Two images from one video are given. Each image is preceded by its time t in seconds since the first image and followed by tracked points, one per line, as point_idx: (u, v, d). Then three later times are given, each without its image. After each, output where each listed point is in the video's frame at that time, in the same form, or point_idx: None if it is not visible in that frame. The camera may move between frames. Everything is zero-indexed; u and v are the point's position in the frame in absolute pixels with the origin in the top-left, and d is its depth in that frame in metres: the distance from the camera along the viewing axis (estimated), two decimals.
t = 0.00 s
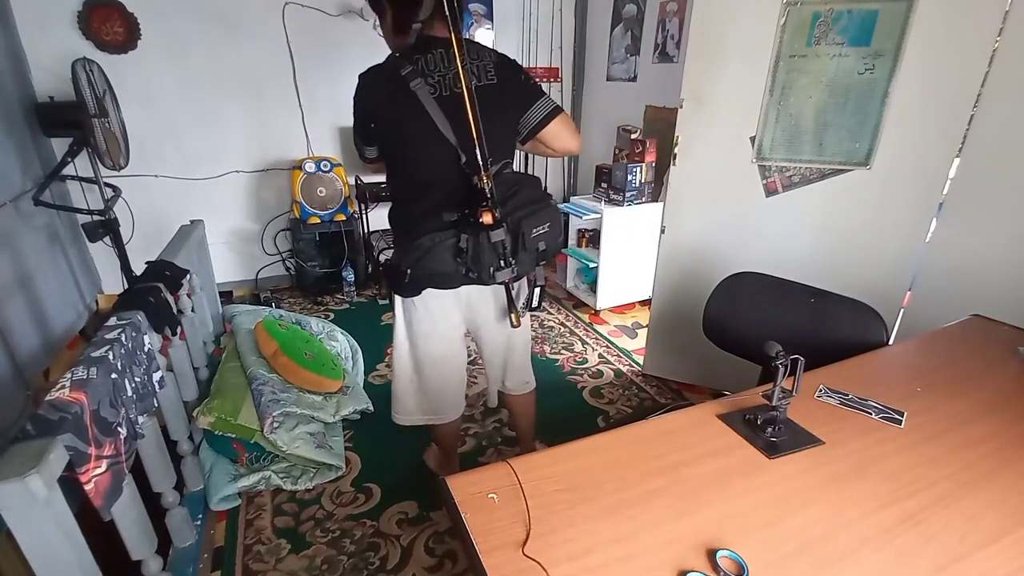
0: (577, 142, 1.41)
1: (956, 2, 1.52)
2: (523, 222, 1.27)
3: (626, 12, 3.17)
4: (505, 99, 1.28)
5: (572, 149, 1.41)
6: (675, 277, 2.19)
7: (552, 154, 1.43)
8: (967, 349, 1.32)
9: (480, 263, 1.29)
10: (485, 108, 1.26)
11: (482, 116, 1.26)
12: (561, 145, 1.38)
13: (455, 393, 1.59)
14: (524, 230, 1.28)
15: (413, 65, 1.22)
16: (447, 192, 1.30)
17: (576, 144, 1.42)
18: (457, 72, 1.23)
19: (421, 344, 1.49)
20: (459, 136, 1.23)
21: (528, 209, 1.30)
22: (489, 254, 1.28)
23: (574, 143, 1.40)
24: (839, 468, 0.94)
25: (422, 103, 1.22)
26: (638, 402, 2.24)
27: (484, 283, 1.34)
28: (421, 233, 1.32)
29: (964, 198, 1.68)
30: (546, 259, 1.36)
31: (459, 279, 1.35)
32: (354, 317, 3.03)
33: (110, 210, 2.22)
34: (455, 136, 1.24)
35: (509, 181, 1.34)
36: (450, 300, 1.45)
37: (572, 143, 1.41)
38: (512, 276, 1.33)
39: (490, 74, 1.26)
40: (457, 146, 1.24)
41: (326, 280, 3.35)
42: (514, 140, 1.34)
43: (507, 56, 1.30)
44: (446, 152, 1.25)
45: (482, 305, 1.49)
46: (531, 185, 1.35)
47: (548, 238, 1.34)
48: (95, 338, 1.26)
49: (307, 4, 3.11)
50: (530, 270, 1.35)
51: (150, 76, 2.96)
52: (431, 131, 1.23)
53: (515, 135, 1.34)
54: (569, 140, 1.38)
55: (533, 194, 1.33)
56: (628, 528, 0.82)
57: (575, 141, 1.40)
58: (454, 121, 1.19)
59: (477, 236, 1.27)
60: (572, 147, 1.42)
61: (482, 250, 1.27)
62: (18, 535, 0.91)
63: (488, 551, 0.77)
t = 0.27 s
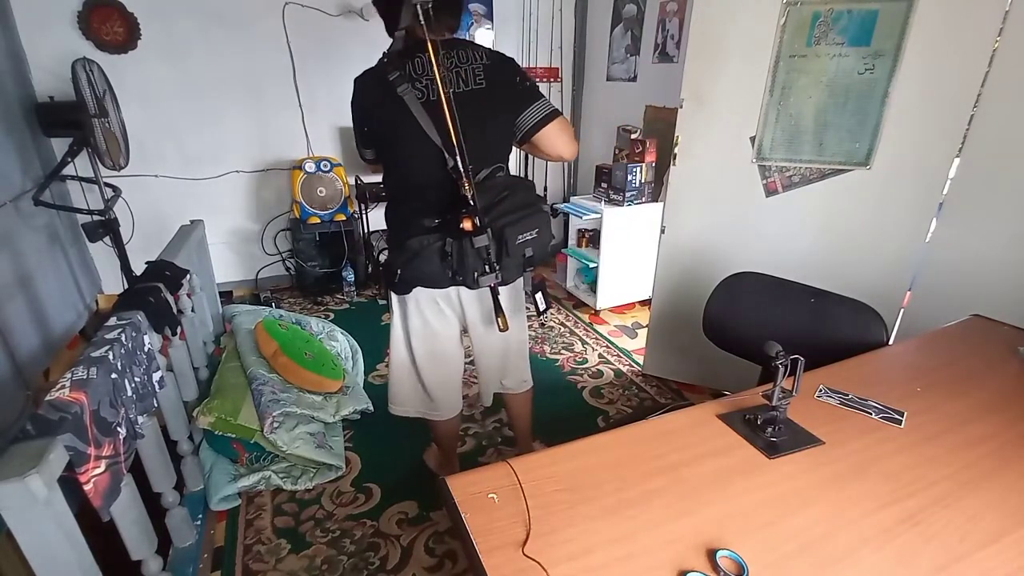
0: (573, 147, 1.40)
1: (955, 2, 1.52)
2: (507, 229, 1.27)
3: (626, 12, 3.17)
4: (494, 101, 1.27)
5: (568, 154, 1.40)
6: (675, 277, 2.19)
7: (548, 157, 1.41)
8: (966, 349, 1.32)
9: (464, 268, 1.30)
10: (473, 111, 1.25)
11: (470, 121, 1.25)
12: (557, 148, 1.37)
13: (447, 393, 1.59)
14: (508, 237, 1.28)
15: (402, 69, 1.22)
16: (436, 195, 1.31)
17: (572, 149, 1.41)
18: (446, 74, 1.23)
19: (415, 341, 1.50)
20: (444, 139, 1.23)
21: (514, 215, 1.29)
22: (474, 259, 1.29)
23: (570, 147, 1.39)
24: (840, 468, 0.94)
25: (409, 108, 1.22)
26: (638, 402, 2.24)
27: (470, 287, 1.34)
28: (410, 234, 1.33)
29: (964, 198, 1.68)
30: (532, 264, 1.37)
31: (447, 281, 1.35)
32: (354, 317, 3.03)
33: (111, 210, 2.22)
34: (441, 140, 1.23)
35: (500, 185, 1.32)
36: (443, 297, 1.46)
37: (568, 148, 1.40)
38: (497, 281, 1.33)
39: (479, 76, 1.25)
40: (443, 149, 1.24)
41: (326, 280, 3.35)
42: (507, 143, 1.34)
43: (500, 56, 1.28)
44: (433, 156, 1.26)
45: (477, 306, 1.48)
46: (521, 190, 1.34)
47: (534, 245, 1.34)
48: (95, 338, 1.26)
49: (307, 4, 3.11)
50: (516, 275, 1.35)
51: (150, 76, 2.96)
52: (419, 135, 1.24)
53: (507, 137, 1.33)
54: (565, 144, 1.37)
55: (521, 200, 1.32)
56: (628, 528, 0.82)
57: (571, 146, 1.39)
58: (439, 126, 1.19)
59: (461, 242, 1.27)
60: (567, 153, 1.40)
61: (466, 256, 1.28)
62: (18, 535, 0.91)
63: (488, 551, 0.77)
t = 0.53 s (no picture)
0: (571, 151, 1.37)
1: (955, 2, 1.52)
2: (497, 228, 1.26)
3: (626, 12, 3.17)
4: (488, 101, 1.25)
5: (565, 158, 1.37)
6: (675, 277, 2.19)
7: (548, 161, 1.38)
8: (966, 348, 1.32)
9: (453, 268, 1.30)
10: (466, 111, 1.24)
11: (461, 119, 1.24)
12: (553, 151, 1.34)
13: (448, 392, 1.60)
14: (497, 237, 1.27)
15: (396, 69, 1.23)
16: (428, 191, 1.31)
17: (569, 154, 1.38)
18: (438, 73, 1.22)
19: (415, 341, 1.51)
20: (433, 140, 1.22)
21: (505, 215, 1.28)
22: (466, 258, 1.28)
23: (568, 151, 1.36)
24: (840, 468, 0.94)
25: (402, 108, 1.22)
26: (638, 402, 2.24)
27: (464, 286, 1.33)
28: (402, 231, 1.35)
29: (964, 198, 1.68)
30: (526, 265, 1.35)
31: (441, 280, 1.36)
32: (354, 317, 3.03)
33: (111, 210, 2.22)
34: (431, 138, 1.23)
35: (494, 184, 1.30)
36: (443, 297, 1.47)
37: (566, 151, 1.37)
38: (490, 280, 1.32)
39: (473, 75, 1.23)
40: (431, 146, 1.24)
41: (326, 280, 3.34)
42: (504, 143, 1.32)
43: (497, 56, 1.26)
44: (424, 156, 1.26)
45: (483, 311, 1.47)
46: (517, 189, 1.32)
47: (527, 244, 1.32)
48: (95, 338, 1.26)
49: (307, 4, 3.11)
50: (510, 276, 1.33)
51: (150, 77, 2.96)
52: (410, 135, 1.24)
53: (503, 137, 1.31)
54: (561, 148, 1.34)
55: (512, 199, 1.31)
56: (628, 528, 0.82)
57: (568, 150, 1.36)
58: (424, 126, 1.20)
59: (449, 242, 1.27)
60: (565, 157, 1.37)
61: (457, 255, 1.27)
62: (17, 535, 0.91)
63: (488, 551, 0.77)
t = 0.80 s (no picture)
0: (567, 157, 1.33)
1: (956, 2, 1.52)
2: (476, 235, 1.25)
3: (626, 12, 3.17)
4: (477, 105, 1.22)
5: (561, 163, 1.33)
6: (675, 277, 2.19)
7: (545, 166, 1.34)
8: (966, 348, 1.32)
9: (434, 271, 1.31)
10: (452, 114, 1.22)
11: (449, 122, 1.23)
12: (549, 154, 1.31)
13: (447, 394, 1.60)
14: (476, 244, 1.26)
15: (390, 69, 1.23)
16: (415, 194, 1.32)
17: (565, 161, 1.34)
18: (427, 75, 1.22)
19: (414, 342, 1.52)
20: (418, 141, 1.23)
21: (486, 221, 1.27)
22: (446, 263, 1.29)
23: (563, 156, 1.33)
24: (840, 468, 0.94)
25: (392, 109, 1.24)
26: (638, 402, 2.24)
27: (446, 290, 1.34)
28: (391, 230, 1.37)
29: (964, 198, 1.68)
30: (508, 274, 1.32)
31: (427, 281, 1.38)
32: (354, 317, 3.03)
33: (111, 210, 2.22)
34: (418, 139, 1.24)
35: (482, 188, 1.28)
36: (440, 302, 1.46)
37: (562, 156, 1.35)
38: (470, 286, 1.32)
39: (461, 78, 1.21)
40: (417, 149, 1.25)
41: (326, 280, 3.34)
42: (499, 146, 1.30)
43: (491, 57, 1.23)
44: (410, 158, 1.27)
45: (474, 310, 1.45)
46: (505, 193, 1.30)
47: (510, 252, 1.30)
48: (95, 338, 1.26)
49: (307, 4, 3.12)
50: (490, 284, 1.31)
51: (150, 77, 2.96)
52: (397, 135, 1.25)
53: (497, 141, 1.28)
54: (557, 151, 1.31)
55: (498, 206, 1.29)
56: (628, 528, 0.82)
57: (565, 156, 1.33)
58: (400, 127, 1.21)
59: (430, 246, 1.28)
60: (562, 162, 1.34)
61: (438, 259, 1.28)
62: (17, 535, 0.91)
63: (488, 551, 0.77)
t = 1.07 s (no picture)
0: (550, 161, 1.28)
1: (955, 2, 1.52)
2: (446, 238, 1.26)
3: (626, 12, 3.17)
4: (454, 105, 1.20)
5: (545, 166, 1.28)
6: (675, 277, 2.19)
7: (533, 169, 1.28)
8: (965, 348, 1.32)
9: (410, 271, 1.34)
10: (429, 115, 1.22)
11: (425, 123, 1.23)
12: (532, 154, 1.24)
13: (447, 393, 1.60)
14: (446, 247, 1.27)
15: (377, 72, 1.26)
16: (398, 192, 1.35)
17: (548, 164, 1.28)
18: (409, 75, 1.22)
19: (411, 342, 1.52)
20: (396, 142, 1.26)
21: (458, 224, 1.27)
22: (420, 264, 1.31)
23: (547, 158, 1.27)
24: (840, 468, 0.94)
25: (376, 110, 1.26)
26: (638, 402, 2.24)
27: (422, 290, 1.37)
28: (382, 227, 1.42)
29: (964, 198, 1.68)
30: (481, 279, 1.33)
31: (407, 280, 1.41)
32: (354, 317, 3.03)
33: (110, 210, 2.22)
34: (398, 139, 1.26)
35: (461, 190, 1.28)
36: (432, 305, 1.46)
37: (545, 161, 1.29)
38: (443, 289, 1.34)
39: (439, 78, 1.19)
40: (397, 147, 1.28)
41: (326, 280, 3.34)
42: (483, 147, 1.26)
43: (473, 56, 1.20)
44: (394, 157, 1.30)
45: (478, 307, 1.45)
46: (484, 196, 1.29)
47: (481, 256, 1.31)
48: (95, 338, 1.26)
49: (307, 4, 3.12)
50: (462, 287, 1.32)
51: (150, 77, 2.96)
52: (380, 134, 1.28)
53: (479, 142, 1.25)
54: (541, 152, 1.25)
55: (473, 209, 1.28)
56: (628, 528, 0.82)
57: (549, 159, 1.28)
58: (375, 127, 1.25)
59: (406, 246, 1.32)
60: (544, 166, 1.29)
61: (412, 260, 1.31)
62: (18, 534, 0.91)
63: (488, 551, 0.77)
